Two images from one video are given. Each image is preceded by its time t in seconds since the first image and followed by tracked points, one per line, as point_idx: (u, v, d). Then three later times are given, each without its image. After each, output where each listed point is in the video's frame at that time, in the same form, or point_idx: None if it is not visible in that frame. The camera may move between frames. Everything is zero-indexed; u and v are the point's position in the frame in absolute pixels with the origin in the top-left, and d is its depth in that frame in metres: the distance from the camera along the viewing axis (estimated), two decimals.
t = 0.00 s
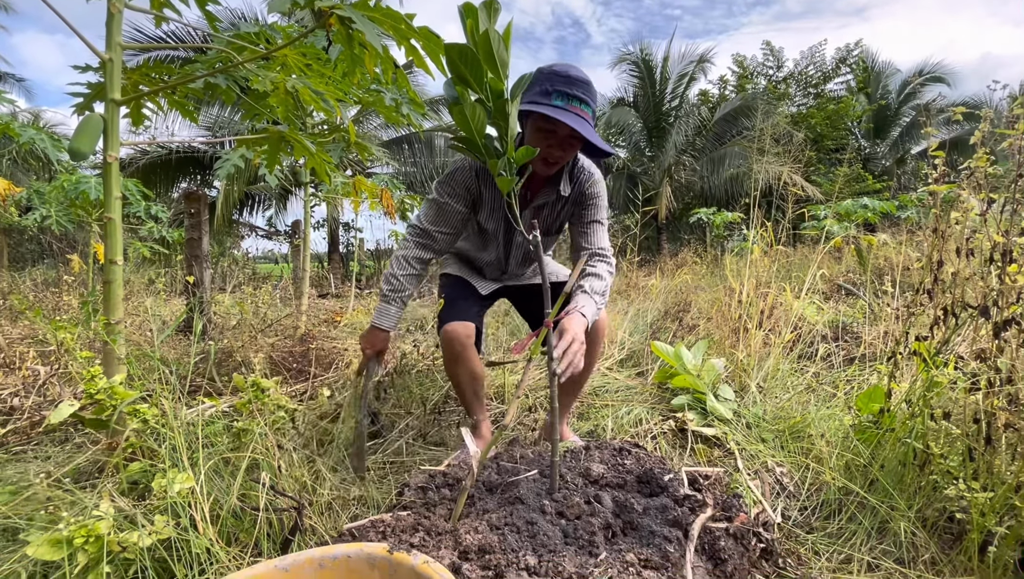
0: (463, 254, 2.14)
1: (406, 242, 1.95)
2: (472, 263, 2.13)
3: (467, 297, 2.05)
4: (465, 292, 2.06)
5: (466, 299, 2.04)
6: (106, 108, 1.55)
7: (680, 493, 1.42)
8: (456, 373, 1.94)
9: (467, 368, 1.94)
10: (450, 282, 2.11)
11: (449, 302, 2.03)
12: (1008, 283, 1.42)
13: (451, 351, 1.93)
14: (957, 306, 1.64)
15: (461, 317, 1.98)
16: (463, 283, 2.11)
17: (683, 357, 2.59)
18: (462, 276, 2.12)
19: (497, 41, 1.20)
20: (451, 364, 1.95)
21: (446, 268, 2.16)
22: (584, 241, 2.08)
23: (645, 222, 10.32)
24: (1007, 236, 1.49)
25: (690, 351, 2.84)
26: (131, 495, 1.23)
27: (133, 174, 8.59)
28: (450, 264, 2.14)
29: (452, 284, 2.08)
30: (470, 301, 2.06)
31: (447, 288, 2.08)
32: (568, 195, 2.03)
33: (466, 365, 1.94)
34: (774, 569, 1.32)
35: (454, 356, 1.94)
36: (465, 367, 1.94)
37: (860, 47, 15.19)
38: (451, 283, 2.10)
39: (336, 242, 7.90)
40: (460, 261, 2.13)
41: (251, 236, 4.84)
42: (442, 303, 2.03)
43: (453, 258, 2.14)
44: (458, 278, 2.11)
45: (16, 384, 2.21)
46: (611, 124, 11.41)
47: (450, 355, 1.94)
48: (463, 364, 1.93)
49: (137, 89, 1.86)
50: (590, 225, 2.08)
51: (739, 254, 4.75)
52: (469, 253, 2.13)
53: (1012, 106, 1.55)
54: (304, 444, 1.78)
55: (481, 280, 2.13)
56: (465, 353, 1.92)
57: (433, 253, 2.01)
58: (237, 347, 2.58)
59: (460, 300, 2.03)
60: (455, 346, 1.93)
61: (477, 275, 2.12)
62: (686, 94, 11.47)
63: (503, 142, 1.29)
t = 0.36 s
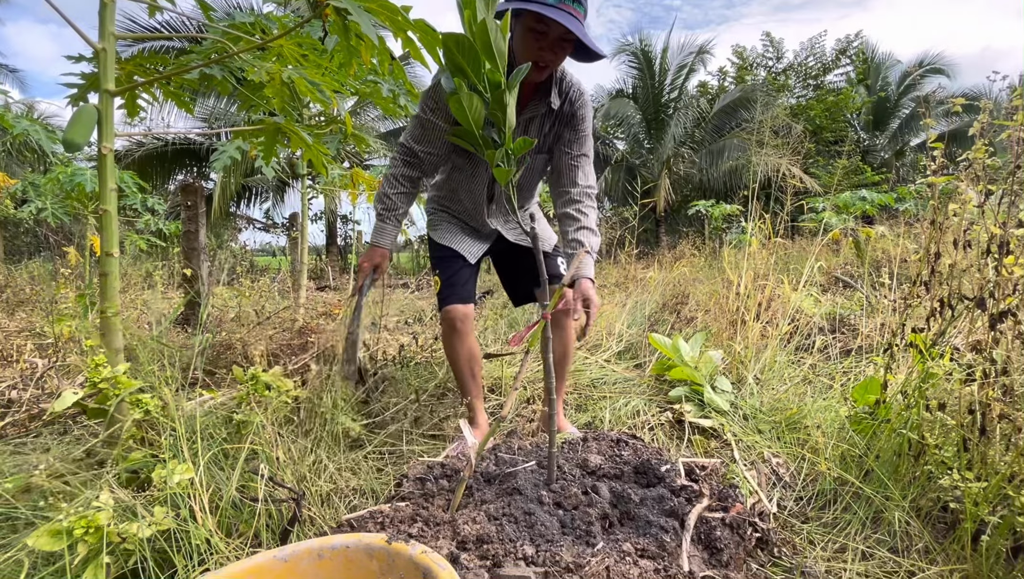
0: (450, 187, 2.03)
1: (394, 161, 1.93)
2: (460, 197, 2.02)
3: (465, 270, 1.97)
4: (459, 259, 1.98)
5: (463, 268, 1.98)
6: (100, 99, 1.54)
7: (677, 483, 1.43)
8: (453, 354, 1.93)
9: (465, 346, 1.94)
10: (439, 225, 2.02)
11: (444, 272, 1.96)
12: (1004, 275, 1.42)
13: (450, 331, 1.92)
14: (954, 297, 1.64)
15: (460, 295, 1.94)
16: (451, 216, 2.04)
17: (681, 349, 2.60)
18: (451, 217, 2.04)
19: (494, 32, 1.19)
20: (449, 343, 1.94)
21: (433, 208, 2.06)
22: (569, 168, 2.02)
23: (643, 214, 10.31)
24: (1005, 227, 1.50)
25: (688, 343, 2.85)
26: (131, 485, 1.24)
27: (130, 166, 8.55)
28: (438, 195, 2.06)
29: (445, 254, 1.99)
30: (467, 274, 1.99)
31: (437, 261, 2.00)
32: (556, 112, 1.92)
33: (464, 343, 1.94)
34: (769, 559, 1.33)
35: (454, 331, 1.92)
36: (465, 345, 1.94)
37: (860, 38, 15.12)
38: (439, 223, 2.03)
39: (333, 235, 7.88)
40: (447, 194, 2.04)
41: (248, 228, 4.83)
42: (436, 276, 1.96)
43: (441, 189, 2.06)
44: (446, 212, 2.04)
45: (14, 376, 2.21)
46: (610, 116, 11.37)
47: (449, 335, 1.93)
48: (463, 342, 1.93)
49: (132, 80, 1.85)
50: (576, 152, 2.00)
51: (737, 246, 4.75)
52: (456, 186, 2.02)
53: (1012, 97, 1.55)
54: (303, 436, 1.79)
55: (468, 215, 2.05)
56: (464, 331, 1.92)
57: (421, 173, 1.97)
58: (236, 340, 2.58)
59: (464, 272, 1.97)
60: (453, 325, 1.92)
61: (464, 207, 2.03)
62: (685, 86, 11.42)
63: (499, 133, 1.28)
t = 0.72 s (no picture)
0: (438, 146, 1.94)
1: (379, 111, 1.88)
2: (449, 154, 1.93)
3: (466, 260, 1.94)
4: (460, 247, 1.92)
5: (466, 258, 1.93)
6: (94, 86, 1.53)
7: (674, 471, 1.45)
8: (455, 342, 1.95)
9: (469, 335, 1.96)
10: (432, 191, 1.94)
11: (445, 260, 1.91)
12: (1001, 265, 1.43)
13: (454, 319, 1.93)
14: (951, 288, 1.65)
15: (464, 286, 1.92)
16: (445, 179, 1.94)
17: (678, 339, 2.61)
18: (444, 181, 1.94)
19: (494, 19, 1.18)
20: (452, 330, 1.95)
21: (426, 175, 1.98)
22: (553, 105, 2.03)
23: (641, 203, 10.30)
24: (1002, 218, 1.50)
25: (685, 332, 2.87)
26: (133, 474, 1.24)
27: (124, 153, 8.49)
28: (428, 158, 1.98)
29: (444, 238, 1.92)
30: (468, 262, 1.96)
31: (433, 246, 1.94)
32: (541, 45, 1.86)
33: (467, 332, 1.96)
34: (764, 545, 1.35)
35: (457, 320, 1.94)
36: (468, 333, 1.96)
37: (860, 25, 15.01)
38: (432, 189, 1.94)
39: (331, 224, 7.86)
40: (436, 154, 1.95)
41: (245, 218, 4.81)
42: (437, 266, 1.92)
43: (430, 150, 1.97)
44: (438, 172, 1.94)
45: (13, 366, 2.21)
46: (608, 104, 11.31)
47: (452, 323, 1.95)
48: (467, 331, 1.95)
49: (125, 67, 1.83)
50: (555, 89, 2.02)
51: (735, 236, 4.76)
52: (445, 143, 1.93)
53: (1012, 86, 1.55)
54: (303, 425, 1.80)
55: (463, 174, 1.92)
56: (468, 319, 1.94)
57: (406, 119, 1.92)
58: (234, 329, 2.58)
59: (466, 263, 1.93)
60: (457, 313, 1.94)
61: (456, 166, 1.93)
62: (684, 73, 11.35)
63: (498, 123, 1.28)
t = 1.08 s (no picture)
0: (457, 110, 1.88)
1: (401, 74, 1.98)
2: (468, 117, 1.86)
3: (486, 252, 1.86)
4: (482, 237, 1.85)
5: (486, 248, 1.86)
6: (88, 71, 1.52)
7: (669, 455, 1.47)
8: (464, 328, 1.97)
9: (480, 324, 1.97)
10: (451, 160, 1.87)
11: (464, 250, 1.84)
12: (995, 253, 1.44)
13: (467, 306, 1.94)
14: (946, 275, 1.67)
15: (480, 279, 1.86)
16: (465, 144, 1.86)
17: (675, 326, 2.64)
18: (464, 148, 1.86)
19: (491, 3, 1.17)
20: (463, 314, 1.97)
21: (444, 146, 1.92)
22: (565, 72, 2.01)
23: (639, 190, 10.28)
24: (997, 205, 1.51)
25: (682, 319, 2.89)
26: (136, 457, 1.25)
27: (119, 139, 8.42)
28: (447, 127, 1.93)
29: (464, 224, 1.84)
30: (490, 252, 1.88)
31: (452, 233, 1.86)
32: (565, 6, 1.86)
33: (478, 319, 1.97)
34: (756, 526, 1.38)
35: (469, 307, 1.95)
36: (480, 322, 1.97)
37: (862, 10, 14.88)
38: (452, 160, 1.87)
39: (328, 211, 7.84)
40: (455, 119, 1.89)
41: (243, 204, 4.79)
42: (456, 256, 1.86)
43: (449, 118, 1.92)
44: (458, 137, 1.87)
45: (12, 352, 2.21)
46: (608, 90, 11.24)
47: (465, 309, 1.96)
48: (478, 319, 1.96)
49: (119, 51, 1.82)
50: (567, 53, 2.02)
51: (733, 223, 4.76)
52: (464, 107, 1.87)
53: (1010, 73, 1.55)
54: (304, 410, 1.82)
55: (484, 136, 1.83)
56: (480, 309, 1.94)
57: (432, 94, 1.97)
58: (232, 316, 2.60)
59: (486, 256, 1.86)
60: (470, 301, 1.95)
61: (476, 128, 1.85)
62: (684, 59, 11.26)
63: (497, 108, 1.28)
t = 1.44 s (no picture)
0: (564, 69, 1.75)
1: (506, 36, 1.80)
2: (573, 78, 1.73)
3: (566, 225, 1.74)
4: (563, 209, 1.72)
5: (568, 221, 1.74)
6: (84, 39, 1.51)
7: (669, 421, 1.49)
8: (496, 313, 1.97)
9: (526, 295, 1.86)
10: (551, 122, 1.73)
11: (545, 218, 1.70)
12: (994, 222, 1.45)
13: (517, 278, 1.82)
14: (945, 246, 1.68)
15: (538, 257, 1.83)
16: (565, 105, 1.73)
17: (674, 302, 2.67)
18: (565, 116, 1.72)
19: None
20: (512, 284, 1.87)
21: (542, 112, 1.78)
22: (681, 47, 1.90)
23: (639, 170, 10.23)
24: (998, 176, 1.52)
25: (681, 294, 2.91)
26: (145, 423, 1.27)
27: (112, 117, 8.32)
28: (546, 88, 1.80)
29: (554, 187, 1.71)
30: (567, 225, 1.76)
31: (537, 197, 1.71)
32: None
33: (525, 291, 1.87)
34: (754, 490, 1.41)
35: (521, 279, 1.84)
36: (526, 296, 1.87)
37: None
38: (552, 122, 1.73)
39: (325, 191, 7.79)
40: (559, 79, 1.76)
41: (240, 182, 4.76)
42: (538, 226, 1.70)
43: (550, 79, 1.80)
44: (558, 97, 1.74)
45: (14, 326, 2.22)
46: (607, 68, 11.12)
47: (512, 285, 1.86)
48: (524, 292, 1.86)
49: (113, 21, 1.79)
50: (686, 26, 1.90)
51: (732, 202, 4.76)
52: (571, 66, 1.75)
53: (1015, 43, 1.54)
54: (307, 381, 1.84)
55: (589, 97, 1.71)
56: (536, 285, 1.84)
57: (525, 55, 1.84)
58: (233, 292, 2.60)
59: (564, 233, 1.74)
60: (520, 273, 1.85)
61: (581, 88, 1.72)
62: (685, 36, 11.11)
63: (501, 75, 1.27)
